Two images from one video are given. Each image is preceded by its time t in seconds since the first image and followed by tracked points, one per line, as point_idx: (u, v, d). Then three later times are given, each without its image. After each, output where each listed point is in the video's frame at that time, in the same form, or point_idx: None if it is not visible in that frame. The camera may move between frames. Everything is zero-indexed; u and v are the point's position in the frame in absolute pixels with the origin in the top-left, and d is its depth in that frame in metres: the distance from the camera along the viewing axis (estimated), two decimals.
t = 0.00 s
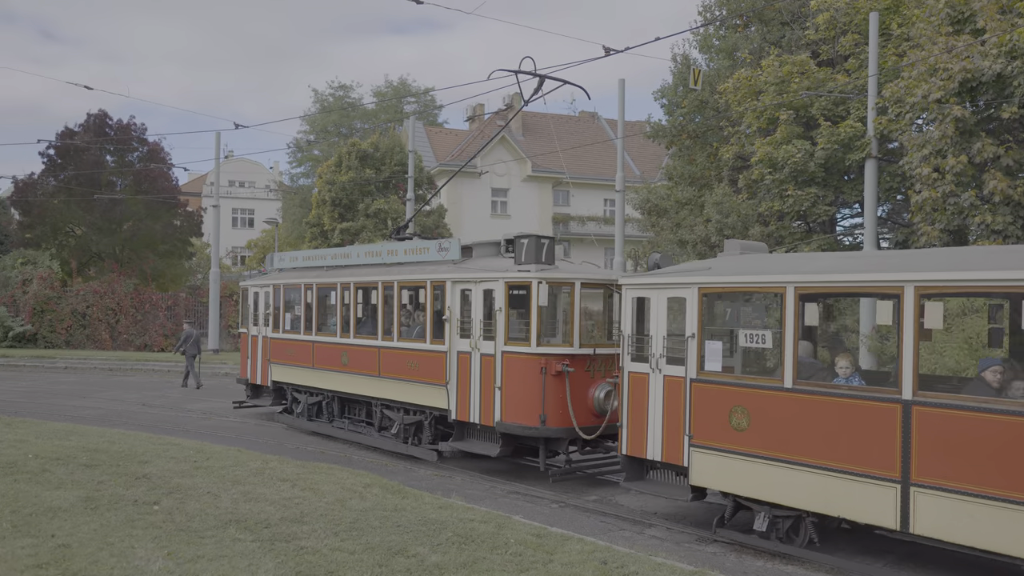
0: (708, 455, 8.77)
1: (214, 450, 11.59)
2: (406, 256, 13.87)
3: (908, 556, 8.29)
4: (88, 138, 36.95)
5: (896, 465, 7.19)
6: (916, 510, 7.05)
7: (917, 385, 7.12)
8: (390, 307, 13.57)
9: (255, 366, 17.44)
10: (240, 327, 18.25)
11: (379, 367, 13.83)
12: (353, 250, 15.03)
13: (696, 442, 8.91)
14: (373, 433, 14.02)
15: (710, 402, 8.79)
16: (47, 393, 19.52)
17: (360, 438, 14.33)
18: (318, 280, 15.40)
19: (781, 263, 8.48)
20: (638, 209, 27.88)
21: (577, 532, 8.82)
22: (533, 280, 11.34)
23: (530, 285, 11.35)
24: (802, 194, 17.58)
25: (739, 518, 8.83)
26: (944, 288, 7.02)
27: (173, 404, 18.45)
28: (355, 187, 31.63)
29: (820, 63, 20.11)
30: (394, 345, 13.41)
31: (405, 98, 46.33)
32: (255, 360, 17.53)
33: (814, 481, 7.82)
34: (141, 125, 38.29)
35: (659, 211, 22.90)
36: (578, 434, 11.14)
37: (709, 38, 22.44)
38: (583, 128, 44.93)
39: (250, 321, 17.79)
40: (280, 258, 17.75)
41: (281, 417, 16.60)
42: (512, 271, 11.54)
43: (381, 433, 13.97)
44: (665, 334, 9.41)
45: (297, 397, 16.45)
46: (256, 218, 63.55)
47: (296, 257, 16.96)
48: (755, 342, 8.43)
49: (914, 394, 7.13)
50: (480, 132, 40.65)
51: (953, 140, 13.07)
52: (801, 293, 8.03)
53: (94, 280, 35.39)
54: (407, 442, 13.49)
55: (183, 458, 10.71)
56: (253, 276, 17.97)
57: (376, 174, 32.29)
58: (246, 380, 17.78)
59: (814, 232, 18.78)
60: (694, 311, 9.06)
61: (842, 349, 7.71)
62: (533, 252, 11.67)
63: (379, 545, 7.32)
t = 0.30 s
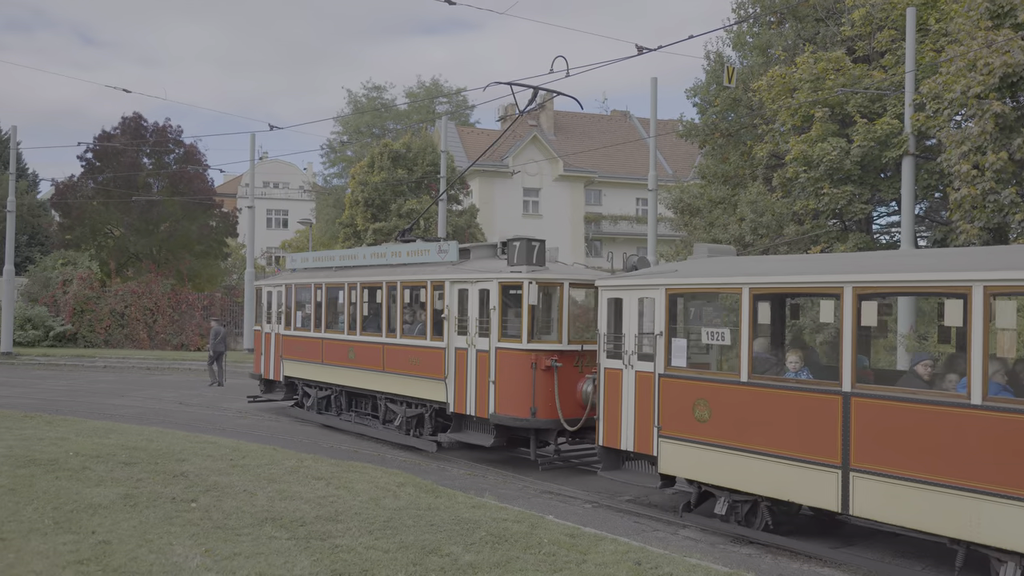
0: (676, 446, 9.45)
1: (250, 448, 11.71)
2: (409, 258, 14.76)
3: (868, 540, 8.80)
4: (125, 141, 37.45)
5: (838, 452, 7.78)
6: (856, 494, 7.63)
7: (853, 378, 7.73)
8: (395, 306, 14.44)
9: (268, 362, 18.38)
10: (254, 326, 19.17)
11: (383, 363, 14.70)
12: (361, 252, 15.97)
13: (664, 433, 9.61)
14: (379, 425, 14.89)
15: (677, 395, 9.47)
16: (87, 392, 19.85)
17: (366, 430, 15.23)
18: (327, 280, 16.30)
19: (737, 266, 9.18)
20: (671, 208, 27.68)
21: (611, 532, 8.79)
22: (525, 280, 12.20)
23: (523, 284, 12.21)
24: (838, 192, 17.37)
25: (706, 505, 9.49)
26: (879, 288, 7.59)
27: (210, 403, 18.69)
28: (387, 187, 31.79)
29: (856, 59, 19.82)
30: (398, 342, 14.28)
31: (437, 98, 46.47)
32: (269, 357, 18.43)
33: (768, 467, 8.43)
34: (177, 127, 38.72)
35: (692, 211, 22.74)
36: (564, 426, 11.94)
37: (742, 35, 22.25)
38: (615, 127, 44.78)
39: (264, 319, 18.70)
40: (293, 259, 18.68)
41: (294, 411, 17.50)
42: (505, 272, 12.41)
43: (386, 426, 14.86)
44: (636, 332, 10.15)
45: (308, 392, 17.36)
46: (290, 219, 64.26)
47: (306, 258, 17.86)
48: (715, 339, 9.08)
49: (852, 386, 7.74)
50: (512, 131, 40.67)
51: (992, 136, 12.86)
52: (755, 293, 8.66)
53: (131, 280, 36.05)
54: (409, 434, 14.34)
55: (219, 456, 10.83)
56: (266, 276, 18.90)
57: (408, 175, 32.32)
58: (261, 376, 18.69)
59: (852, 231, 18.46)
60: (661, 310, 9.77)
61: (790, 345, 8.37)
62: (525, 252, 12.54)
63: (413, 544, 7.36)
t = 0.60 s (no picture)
0: (646, 435, 10.09)
1: (281, 447, 11.80)
2: (410, 260, 15.34)
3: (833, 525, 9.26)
4: (157, 144, 37.93)
5: (787, 440, 8.36)
6: (802, 479, 8.21)
7: (801, 371, 8.30)
8: (396, 305, 15.00)
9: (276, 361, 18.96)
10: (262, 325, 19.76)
11: (386, 360, 15.29)
12: (364, 254, 16.55)
13: (636, 423, 10.25)
14: (382, 420, 15.47)
15: (649, 388, 10.09)
16: (122, 392, 20.09)
17: (369, 424, 15.81)
18: (332, 280, 16.89)
19: (704, 267, 9.73)
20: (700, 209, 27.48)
21: (640, 533, 8.75)
22: (520, 282, 12.76)
23: (517, 286, 12.77)
24: (870, 191, 17.16)
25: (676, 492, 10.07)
26: (823, 288, 8.15)
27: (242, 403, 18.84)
28: (415, 188, 31.89)
29: (888, 56, 19.53)
30: (399, 339, 14.85)
31: (464, 100, 46.55)
32: (277, 355, 19.02)
33: (726, 454, 9.03)
34: (207, 130, 39.10)
35: (721, 210, 22.58)
36: (556, 420, 12.44)
37: (772, 34, 22.09)
38: (643, 126, 44.59)
39: (271, 319, 19.29)
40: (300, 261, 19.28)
41: (301, 407, 18.08)
42: (501, 274, 12.97)
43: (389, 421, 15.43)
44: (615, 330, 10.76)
45: (315, 389, 17.94)
46: (319, 220, 64.79)
47: (313, 260, 18.40)
48: (683, 337, 9.70)
49: (800, 379, 8.30)
50: (539, 131, 40.64)
51: None
52: (717, 293, 9.26)
53: (164, 281, 36.54)
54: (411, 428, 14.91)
55: (250, 456, 10.93)
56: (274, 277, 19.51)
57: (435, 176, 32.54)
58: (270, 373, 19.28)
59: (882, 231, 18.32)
60: (635, 310, 10.39)
61: (747, 341, 8.91)
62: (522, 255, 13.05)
63: (443, 543, 7.38)
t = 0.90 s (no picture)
0: (620, 427, 10.80)
1: (308, 447, 11.88)
2: (411, 263, 15.89)
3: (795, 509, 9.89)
4: (185, 147, 38.36)
5: (742, 430, 9.05)
6: (755, 466, 8.92)
7: (754, 366, 8.96)
8: (396, 306, 15.53)
9: (277, 361, 19.37)
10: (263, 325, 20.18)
11: (387, 357, 15.79)
12: (365, 256, 17.07)
13: (611, 416, 10.96)
14: (383, 415, 15.96)
15: (623, 383, 10.77)
16: (150, 392, 20.28)
17: (371, 419, 16.30)
18: (333, 282, 17.37)
19: (673, 270, 10.35)
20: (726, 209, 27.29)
21: (666, 535, 8.72)
22: (515, 284, 13.35)
23: (514, 287, 13.36)
24: (898, 190, 16.97)
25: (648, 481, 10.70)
26: (772, 290, 8.77)
27: (269, 403, 19.01)
28: (439, 189, 31.99)
29: (916, 54, 19.27)
30: (400, 338, 15.37)
31: (488, 100, 46.57)
32: (279, 354, 19.46)
33: (691, 444, 9.71)
34: (233, 132, 39.46)
35: (747, 210, 22.45)
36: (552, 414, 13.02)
37: (798, 32, 21.97)
38: (667, 126, 44.41)
39: (273, 320, 19.75)
40: (301, 263, 19.77)
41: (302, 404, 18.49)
42: (498, 276, 13.58)
43: (390, 415, 15.94)
44: (593, 329, 11.41)
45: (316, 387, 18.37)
46: (343, 221, 65.19)
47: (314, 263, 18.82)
48: (651, 335, 10.34)
49: (754, 373, 8.97)
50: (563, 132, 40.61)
51: None
52: (682, 295, 9.89)
53: (191, 282, 36.90)
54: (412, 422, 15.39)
55: (277, 455, 11.02)
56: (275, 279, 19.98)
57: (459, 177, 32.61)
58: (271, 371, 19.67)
59: (910, 230, 18.17)
60: (610, 309, 11.07)
61: (709, 339, 9.55)
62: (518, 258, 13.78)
63: (468, 544, 7.39)
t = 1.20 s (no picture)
0: (598, 420, 11.49)
1: (333, 447, 11.93)
2: (410, 265, 16.51)
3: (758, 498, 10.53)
4: (210, 149, 38.76)
5: (704, 422, 9.73)
6: (715, 455, 9.61)
7: (714, 362, 9.64)
8: (398, 306, 16.18)
9: (280, 357, 19.97)
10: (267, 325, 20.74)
11: (388, 356, 16.42)
12: (366, 258, 17.68)
13: (590, 409, 11.66)
14: (386, 411, 16.58)
15: (600, 378, 11.48)
16: (178, 393, 20.47)
17: (373, 415, 16.92)
18: (336, 284, 18.00)
19: (647, 272, 11.04)
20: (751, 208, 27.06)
21: (690, 537, 8.68)
22: (512, 286, 14.14)
23: (511, 289, 14.15)
24: (926, 189, 16.76)
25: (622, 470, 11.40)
26: (732, 291, 9.43)
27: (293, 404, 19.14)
28: (462, 190, 32.09)
29: (944, 51, 19.02)
30: (401, 337, 16.03)
31: (510, 101, 46.61)
32: (282, 353, 20.03)
33: (659, 435, 10.42)
34: (257, 133, 39.80)
35: (771, 210, 22.30)
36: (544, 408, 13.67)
37: (823, 29, 21.85)
38: (690, 125, 44.19)
39: (276, 320, 20.28)
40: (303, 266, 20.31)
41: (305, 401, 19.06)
42: (495, 278, 14.32)
43: (392, 411, 16.57)
44: (575, 328, 12.12)
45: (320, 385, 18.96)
46: (367, 223, 65.49)
47: (315, 264, 19.40)
48: (626, 333, 11.02)
49: (715, 368, 9.63)
50: (585, 132, 40.54)
51: None
52: (652, 295, 10.55)
53: (217, 283, 37.22)
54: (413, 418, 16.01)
55: (303, 455, 11.09)
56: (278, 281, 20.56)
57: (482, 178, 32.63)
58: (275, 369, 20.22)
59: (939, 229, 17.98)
60: (590, 309, 11.77)
61: (675, 337, 10.24)
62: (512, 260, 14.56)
63: (493, 544, 7.39)
